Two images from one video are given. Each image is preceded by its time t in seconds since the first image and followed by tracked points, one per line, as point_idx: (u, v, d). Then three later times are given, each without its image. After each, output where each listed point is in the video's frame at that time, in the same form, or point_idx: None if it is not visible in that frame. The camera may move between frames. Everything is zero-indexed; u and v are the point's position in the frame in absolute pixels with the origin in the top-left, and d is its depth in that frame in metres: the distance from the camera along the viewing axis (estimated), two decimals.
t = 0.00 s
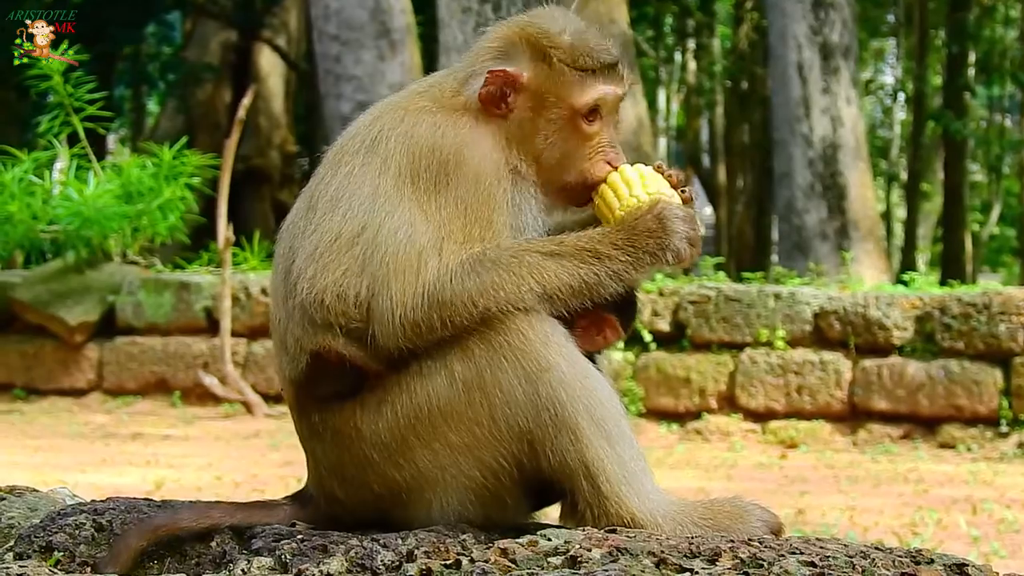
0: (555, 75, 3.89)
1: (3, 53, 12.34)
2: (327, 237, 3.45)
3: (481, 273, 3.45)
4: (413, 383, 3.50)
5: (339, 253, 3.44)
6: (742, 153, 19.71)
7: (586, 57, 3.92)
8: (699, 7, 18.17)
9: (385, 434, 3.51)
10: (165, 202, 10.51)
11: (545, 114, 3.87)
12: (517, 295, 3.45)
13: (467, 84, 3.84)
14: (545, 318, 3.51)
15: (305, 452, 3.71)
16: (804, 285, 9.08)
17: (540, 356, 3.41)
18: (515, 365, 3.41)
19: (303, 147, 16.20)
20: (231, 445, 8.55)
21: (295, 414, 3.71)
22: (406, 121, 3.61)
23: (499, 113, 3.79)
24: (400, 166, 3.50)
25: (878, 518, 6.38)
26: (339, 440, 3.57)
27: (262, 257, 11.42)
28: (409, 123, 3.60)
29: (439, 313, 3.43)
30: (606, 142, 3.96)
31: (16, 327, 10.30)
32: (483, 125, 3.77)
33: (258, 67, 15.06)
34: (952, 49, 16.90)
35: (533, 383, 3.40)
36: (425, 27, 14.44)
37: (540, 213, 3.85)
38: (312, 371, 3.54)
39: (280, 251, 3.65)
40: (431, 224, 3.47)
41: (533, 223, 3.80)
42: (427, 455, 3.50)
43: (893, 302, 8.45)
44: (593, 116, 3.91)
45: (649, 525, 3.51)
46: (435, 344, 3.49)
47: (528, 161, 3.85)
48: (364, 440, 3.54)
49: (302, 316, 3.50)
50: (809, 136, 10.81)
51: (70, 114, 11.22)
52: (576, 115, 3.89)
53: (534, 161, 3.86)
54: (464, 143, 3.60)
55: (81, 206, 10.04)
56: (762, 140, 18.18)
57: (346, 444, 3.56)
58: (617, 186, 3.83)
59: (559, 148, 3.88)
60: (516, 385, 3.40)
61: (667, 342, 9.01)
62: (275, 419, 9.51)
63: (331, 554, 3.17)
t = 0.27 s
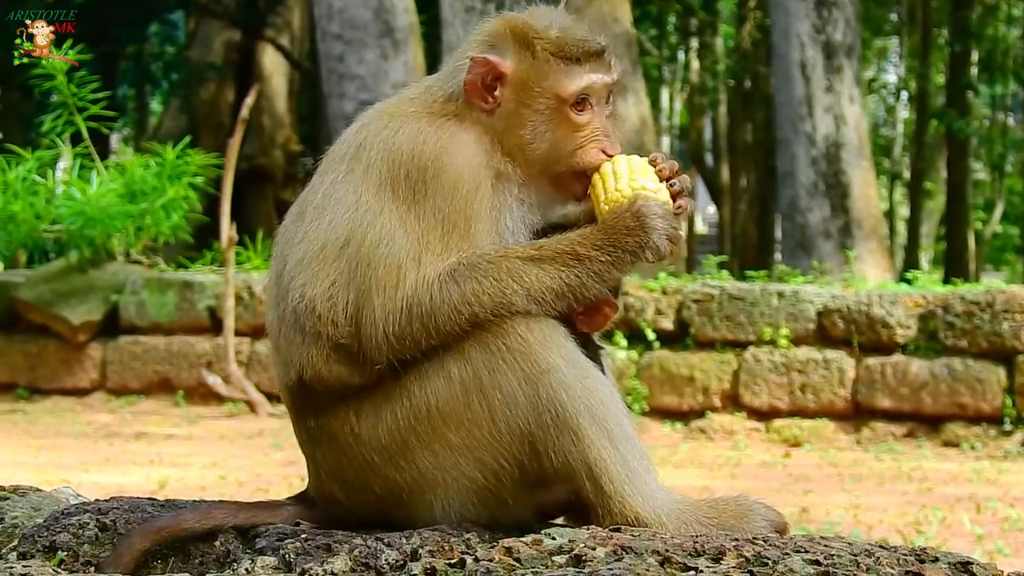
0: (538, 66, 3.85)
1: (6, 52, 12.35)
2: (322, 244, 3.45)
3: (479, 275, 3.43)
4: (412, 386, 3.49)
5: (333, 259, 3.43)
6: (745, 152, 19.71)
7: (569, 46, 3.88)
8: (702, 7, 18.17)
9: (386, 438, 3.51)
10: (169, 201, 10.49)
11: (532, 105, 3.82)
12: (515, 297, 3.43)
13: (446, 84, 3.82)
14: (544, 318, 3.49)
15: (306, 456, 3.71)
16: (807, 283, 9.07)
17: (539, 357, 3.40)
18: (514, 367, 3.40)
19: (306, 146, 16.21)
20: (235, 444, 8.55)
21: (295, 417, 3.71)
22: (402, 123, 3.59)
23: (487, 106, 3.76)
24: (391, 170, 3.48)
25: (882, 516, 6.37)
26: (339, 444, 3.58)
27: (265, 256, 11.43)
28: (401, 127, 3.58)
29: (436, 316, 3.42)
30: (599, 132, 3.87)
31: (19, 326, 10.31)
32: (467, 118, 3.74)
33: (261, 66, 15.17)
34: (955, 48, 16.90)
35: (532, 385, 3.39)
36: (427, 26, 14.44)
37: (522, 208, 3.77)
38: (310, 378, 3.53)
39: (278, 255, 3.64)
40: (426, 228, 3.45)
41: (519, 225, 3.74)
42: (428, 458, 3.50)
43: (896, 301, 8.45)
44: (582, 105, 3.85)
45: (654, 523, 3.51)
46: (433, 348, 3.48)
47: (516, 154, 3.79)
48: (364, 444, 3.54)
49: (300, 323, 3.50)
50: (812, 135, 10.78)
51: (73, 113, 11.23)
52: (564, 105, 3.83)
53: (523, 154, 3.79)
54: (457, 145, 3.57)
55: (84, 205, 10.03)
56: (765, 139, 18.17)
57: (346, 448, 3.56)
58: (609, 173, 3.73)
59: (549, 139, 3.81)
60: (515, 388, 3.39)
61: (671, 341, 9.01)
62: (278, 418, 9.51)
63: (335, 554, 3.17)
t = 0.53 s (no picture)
0: (538, 67, 3.81)
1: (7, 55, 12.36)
2: (324, 244, 3.45)
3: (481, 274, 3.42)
4: (415, 386, 3.49)
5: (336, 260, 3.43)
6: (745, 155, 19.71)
7: (572, 52, 3.82)
8: (702, 9, 18.18)
9: (389, 437, 3.51)
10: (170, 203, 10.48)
11: (524, 103, 3.77)
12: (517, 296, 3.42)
13: (445, 74, 3.81)
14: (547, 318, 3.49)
15: (307, 455, 3.71)
16: (808, 286, 9.07)
17: (542, 356, 3.41)
18: (517, 366, 3.41)
19: (307, 149, 16.22)
20: (236, 446, 8.55)
21: (296, 416, 3.70)
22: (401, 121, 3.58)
23: (481, 95, 3.74)
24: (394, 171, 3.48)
25: (883, 517, 6.38)
26: (341, 444, 3.57)
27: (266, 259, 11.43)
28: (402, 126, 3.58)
29: (438, 315, 3.41)
30: (586, 147, 3.80)
31: (20, 329, 10.31)
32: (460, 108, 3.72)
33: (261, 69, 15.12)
34: (956, 50, 16.90)
35: (536, 384, 3.39)
36: (428, 29, 14.44)
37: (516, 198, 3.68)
38: (312, 379, 3.53)
39: (278, 255, 3.64)
40: (429, 228, 3.45)
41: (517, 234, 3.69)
42: (432, 457, 3.50)
43: (898, 303, 8.45)
44: (575, 116, 3.78)
45: (659, 521, 3.51)
46: (435, 347, 3.48)
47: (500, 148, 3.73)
48: (367, 444, 3.54)
49: (302, 323, 3.50)
50: (813, 137, 10.79)
51: (74, 115, 11.24)
52: (558, 110, 3.77)
53: (506, 150, 3.73)
54: (461, 146, 3.57)
55: (85, 208, 10.04)
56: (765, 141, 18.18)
57: (348, 448, 3.56)
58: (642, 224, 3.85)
59: (535, 140, 3.75)
60: (518, 387, 3.40)
61: (672, 343, 9.00)
62: (279, 421, 9.51)
63: (340, 551, 3.17)
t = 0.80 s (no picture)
0: (564, 76, 3.83)
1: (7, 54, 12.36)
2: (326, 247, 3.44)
3: (482, 275, 3.42)
4: (416, 387, 3.49)
5: (338, 263, 3.42)
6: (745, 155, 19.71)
7: (595, 62, 3.86)
8: (702, 9, 18.19)
9: (391, 438, 3.51)
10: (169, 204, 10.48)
11: (548, 111, 3.79)
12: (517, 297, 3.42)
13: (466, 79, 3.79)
14: (549, 319, 3.49)
15: (308, 456, 3.71)
16: (808, 286, 9.07)
17: (544, 356, 3.41)
18: (518, 366, 3.41)
19: (307, 149, 16.22)
20: (236, 446, 8.55)
21: (296, 418, 3.70)
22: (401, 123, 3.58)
23: (505, 102, 3.74)
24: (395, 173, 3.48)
25: (884, 517, 6.38)
26: (342, 446, 3.57)
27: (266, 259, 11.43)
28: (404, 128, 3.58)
29: (438, 316, 3.41)
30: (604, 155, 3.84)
31: (20, 329, 10.31)
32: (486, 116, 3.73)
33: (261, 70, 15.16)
34: (956, 50, 16.90)
35: (537, 383, 3.39)
36: (428, 29, 14.45)
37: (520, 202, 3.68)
38: (314, 382, 3.53)
39: (280, 257, 3.64)
40: (431, 229, 3.45)
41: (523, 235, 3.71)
42: (434, 457, 3.50)
43: (898, 303, 8.45)
44: (597, 125, 3.82)
45: (660, 520, 3.51)
46: (436, 347, 3.48)
47: (524, 156, 3.74)
48: (368, 445, 3.54)
49: (304, 325, 3.50)
50: (812, 137, 10.80)
51: (74, 115, 11.24)
52: (581, 119, 3.80)
53: (530, 157, 3.74)
54: (463, 147, 3.57)
55: (85, 208, 10.03)
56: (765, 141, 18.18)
57: (349, 449, 3.56)
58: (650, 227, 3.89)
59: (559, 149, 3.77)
60: (519, 387, 3.40)
61: (672, 343, 9.00)
62: (279, 421, 9.51)
63: (340, 552, 3.17)
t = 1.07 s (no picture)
0: (582, 86, 3.93)
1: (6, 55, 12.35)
2: (325, 252, 3.44)
3: (483, 279, 3.42)
4: (416, 390, 3.49)
5: (339, 267, 3.42)
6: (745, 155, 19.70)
7: (604, 64, 3.99)
8: (702, 10, 18.18)
9: (390, 442, 3.51)
10: (168, 205, 10.49)
11: (574, 124, 3.90)
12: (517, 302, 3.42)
13: (480, 102, 3.82)
14: (548, 321, 3.49)
15: (306, 460, 3.71)
16: (807, 286, 9.07)
17: (543, 357, 3.41)
18: (518, 368, 3.41)
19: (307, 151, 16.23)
20: (235, 447, 8.55)
21: (294, 422, 3.70)
22: (403, 130, 3.59)
23: (531, 126, 3.80)
24: (395, 177, 3.48)
25: (883, 518, 6.37)
26: (341, 450, 3.57)
27: (265, 260, 11.44)
28: (403, 134, 3.58)
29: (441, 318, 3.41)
30: (633, 147, 3.99)
31: (18, 331, 10.31)
32: (509, 141, 3.78)
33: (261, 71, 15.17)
34: (955, 51, 16.90)
35: (537, 385, 3.39)
36: (427, 30, 14.45)
37: (535, 223, 3.82)
38: (313, 387, 3.52)
39: (281, 263, 3.64)
40: (430, 233, 3.46)
41: (526, 235, 3.77)
42: (433, 460, 3.50)
43: (897, 304, 8.46)
44: (622, 123, 3.96)
45: (659, 521, 3.51)
46: (437, 350, 3.48)
47: (566, 173, 3.87)
48: (367, 449, 3.53)
49: (305, 331, 3.49)
50: (812, 138, 10.80)
51: (73, 117, 11.24)
52: (608, 123, 3.92)
53: (569, 173, 3.87)
54: (464, 152, 3.58)
55: (84, 210, 10.01)
56: (765, 141, 18.16)
57: (348, 452, 3.56)
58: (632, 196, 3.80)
59: (596, 157, 3.91)
60: (520, 388, 3.40)
61: (671, 344, 9.00)
62: (278, 422, 9.51)
63: (339, 554, 3.17)
